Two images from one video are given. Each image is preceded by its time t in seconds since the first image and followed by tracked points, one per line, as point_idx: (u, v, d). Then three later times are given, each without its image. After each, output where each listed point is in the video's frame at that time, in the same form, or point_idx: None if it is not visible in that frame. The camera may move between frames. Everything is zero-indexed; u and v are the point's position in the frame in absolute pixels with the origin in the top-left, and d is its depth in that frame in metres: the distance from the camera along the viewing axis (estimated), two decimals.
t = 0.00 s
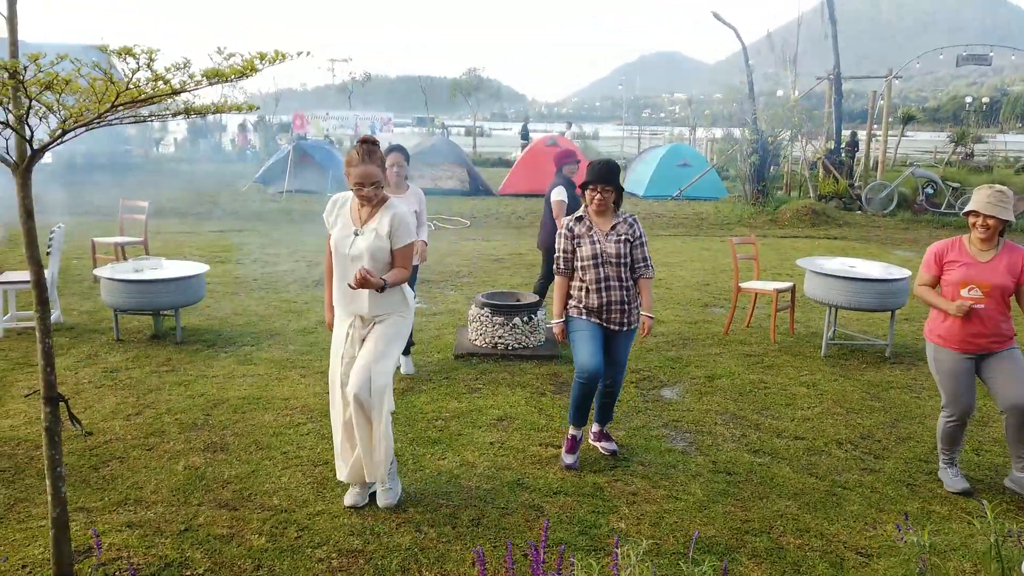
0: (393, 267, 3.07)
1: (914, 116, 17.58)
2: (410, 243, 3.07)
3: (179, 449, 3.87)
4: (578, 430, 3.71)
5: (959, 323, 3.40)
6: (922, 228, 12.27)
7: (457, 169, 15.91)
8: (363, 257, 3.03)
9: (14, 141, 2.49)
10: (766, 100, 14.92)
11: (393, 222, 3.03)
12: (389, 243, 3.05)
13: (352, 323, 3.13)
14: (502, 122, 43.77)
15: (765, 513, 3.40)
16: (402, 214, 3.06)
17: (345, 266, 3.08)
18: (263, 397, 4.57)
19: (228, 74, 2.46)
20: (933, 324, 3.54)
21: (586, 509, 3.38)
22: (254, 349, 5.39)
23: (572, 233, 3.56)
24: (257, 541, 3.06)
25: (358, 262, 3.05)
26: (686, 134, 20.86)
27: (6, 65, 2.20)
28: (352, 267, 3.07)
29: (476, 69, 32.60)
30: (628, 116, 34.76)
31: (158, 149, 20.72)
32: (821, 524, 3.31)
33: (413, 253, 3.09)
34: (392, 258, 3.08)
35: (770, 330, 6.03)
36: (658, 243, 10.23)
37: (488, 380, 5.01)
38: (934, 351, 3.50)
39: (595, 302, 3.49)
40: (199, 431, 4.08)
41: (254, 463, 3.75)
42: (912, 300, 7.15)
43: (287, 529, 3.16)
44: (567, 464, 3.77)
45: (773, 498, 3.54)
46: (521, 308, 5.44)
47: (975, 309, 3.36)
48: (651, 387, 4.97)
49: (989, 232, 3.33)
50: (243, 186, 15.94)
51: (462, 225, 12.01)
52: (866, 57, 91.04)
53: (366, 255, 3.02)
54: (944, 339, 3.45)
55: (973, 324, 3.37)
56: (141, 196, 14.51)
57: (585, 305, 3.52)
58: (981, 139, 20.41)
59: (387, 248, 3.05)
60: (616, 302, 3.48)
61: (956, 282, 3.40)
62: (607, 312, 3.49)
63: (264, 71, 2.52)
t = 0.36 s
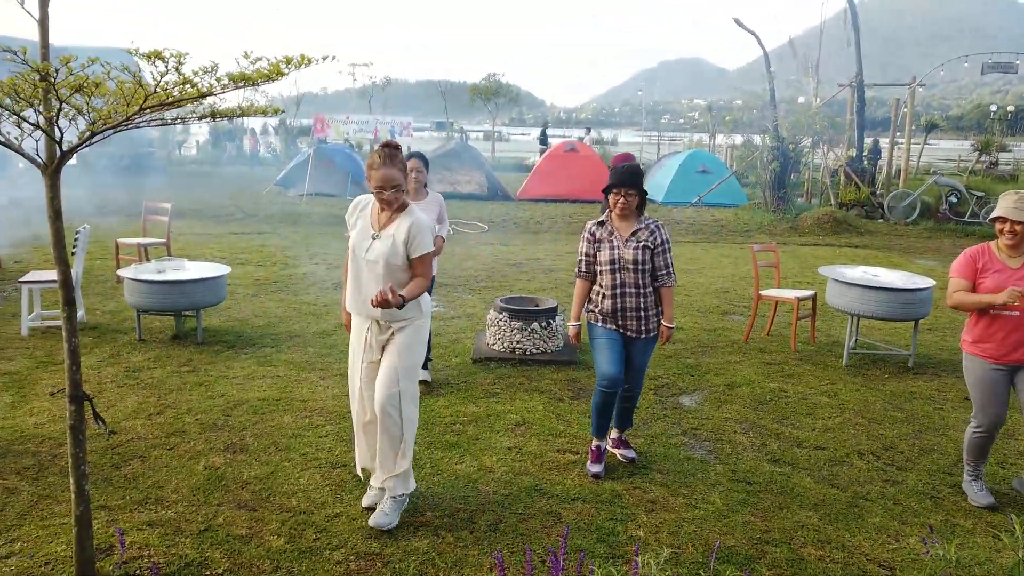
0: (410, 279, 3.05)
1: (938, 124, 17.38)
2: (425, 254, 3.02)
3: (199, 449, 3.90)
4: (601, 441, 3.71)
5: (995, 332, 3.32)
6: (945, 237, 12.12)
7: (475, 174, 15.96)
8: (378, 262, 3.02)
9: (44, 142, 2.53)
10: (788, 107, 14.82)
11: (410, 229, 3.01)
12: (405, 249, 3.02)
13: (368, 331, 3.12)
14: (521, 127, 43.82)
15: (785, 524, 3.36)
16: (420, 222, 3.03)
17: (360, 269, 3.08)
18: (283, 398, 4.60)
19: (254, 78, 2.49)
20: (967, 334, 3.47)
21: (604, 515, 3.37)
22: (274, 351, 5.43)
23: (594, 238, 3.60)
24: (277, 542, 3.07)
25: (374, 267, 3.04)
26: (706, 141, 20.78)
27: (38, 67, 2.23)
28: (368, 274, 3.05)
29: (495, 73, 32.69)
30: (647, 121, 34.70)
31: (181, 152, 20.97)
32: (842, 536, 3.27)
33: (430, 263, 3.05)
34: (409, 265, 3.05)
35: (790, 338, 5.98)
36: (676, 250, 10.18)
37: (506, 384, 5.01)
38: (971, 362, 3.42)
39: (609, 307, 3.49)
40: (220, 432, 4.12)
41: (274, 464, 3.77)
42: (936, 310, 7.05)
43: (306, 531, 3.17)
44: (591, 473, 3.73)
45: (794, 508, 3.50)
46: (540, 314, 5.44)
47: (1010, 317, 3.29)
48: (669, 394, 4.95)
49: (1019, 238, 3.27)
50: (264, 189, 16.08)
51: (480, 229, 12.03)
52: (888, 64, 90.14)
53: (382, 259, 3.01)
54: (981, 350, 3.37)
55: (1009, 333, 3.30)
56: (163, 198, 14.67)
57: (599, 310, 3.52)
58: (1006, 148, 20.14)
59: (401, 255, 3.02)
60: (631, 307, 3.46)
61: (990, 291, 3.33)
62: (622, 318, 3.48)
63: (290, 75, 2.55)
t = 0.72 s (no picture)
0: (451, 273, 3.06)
1: (975, 115, 16.99)
2: (470, 249, 3.04)
3: (232, 433, 3.96)
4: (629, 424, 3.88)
5: None
6: (981, 231, 11.86)
7: (503, 163, 15.93)
8: (419, 254, 3.01)
9: (85, 129, 2.55)
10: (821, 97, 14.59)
11: (453, 221, 3.00)
12: (447, 241, 3.02)
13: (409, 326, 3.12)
14: (547, 116, 43.60)
15: (818, 520, 3.32)
16: (461, 214, 3.03)
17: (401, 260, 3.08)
18: (313, 384, 4.65)
19: (292, 66, 2.49)
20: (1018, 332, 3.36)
21: (633, 507, 3.36)
22: (304, 338, 5.48)
23: (620, 226, 3.57)
24: (309, 526, 3.11)
25: (416, 258, 3.02)
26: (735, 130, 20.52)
27: (81, 54, 2.25)
28: (409, 266, 3.04)
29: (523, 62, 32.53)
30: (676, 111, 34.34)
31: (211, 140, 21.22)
32: (875, 532, 3.23)
33: (475, 257, 3.06)
34: (452, 257, 3.06)
35: (821, 332, 5.90)
36: (705, 241, 10.08)
37: (534, 374, 5.00)
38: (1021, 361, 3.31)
39: (628, 296, 3.47)
40: (251, 416, 4.17)
41: (304, 450, 3.81)
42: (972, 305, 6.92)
43: (337, 516, 3.20)
44: (613, 448, 3.90)
45: (826, 504, 3.46)
46: (568, 304, 5.43)
47: None
48: (698, 386, 4.91)
49: None
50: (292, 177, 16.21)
51: (507, 219, 12.02)
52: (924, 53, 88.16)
53: (422, 250, 3.00)
54: None
55: None
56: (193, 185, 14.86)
57: (617, 300, 3.51)
58: None
59: (443, 247, 3.02)
60: (650, 298, 3.44)
61: None
62: (640, 307, 3.46)
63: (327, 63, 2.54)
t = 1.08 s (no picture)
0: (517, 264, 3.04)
1: None
2: (532, 236, 2.98)
3: (298, 424, 4.07)
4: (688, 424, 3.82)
5: None
6: None
7: (557, 159, 15.89)
8: (483, 247, 3.05)
9: (166, 129, 2.64)
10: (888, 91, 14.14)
11: (514, 210, 2.99)
12: (510, 231, 3.01)
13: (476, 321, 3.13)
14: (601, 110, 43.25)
15: (888, 527, 3.23)
16: (523, 202, 3.01)
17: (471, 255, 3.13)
18: (375, 378, 4.73)
19: (363, 67, 2.53)
20: None
21: (695, 509, 3.32)
22: (365, 332, 5.58)
23: (676, 221, 3.53)
24: (373, 518, 3.17)
25: (481, 251, 3.06)
26: (797, 124, 20.00)
27: (164, 57, 2.32)
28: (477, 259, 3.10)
29: (578, 56, 32.32)
30: (734, 105, 33.65)
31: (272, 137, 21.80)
32: (949, 542, 3.12)
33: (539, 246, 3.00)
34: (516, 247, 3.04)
35: (889, 333, 5.72)
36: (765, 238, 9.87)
37: (592, 372, 4.99)
38: None
39: (683, 293, 3.43)
40: (316, 409, 4.27)
41: (367, 442, 3.89)
42: None
43: (400, 509, 3.26)
44: (675, 448, 3.86)
45: (896, 511, 3.36)
46: (626, 301, 5.38)
47: None
48: (760, 387, 4.82)
49: None
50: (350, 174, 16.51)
51: (562, 215, 12.00)
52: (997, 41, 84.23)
53: (487, 242, 3.04)
54: None
55: None
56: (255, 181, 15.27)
57: (672, 297, 3.49)
58: None
59: (505, 238, 3.02)
60: (705, 297, 3.40)
61: None
62: (693, 305, 3.42)
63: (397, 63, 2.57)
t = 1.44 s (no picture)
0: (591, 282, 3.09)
1: None
2: (609, 254, 3.04)
3: (367, 426, 4.15)
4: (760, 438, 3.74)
5: None
6: None
7: (620, 165, 15.83)
8: (559, 265, 3.02)
9: (251, 138, 2.74)
10: (969, 94, 13.56)
11: (593, 227, 3.00)
12: (587, 249, 3.02)
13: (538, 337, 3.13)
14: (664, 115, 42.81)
15: (972, 550, 3.08)
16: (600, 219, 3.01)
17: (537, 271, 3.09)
18: (441, 383, 4.79)
19: (441, 77, 2.56)
20: None
21: (766, 524, 3.24)
22: (431, 337, 5.66)
23: (756, 230, 3.47)
24: (441, 521, 3.21)
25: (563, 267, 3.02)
26: (869, 129, 19.37)
27: (254, 69, 2.41)
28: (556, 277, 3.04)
29: (641, 61, 32.09)
30: (802, 110, 32.86)
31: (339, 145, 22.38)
32: None
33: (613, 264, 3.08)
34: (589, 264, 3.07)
35: (971, 348, 5.47)
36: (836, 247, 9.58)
37: (657, 382, 4.93)
38: None
39: (764, 303, 3.38)
40: (384, 411, 4.35)
41: (435, 446, 3.94)
42: None
43: (468, 513, 3.29)
44: (743, 461, 3.78)
45: (980, 534, 3.21)
46: (693, 310, 5.31)
47: None
48: (833, 401, 4.68)
49: None
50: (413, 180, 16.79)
51: (625, 222, 11.92)
52: None
53: (564, 259, 3.01)
54: None
55: None
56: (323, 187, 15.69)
57: (753, 307, 3.43)
58: None
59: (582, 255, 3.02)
60: (786, 307, 3.33)
61: None
62: (775, 315, 3.36)
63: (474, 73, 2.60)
